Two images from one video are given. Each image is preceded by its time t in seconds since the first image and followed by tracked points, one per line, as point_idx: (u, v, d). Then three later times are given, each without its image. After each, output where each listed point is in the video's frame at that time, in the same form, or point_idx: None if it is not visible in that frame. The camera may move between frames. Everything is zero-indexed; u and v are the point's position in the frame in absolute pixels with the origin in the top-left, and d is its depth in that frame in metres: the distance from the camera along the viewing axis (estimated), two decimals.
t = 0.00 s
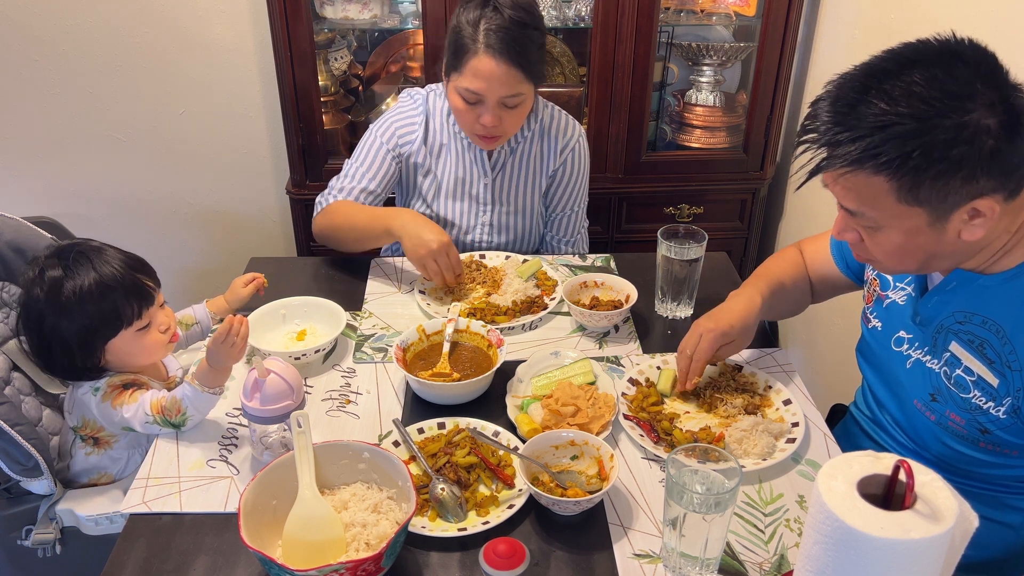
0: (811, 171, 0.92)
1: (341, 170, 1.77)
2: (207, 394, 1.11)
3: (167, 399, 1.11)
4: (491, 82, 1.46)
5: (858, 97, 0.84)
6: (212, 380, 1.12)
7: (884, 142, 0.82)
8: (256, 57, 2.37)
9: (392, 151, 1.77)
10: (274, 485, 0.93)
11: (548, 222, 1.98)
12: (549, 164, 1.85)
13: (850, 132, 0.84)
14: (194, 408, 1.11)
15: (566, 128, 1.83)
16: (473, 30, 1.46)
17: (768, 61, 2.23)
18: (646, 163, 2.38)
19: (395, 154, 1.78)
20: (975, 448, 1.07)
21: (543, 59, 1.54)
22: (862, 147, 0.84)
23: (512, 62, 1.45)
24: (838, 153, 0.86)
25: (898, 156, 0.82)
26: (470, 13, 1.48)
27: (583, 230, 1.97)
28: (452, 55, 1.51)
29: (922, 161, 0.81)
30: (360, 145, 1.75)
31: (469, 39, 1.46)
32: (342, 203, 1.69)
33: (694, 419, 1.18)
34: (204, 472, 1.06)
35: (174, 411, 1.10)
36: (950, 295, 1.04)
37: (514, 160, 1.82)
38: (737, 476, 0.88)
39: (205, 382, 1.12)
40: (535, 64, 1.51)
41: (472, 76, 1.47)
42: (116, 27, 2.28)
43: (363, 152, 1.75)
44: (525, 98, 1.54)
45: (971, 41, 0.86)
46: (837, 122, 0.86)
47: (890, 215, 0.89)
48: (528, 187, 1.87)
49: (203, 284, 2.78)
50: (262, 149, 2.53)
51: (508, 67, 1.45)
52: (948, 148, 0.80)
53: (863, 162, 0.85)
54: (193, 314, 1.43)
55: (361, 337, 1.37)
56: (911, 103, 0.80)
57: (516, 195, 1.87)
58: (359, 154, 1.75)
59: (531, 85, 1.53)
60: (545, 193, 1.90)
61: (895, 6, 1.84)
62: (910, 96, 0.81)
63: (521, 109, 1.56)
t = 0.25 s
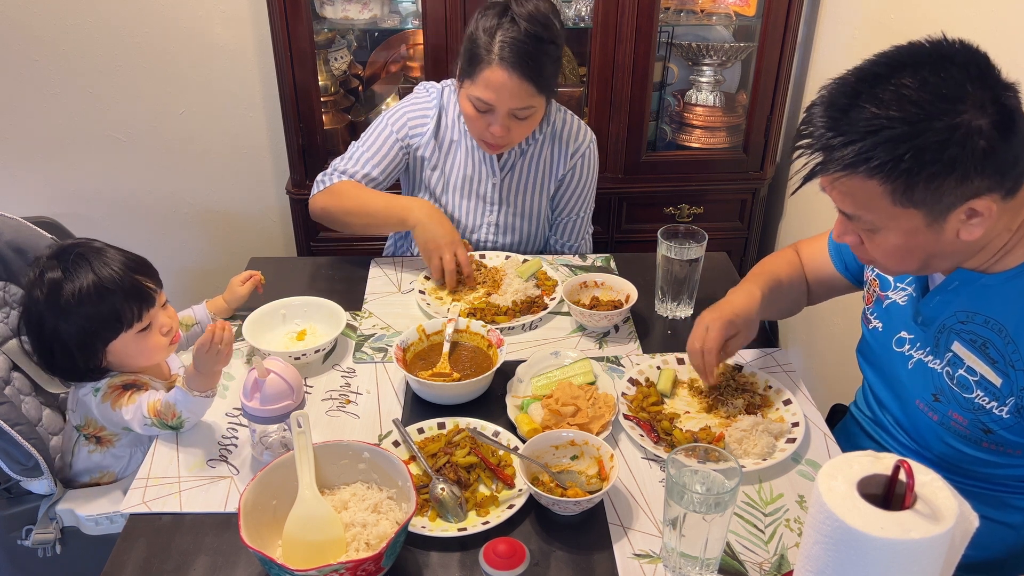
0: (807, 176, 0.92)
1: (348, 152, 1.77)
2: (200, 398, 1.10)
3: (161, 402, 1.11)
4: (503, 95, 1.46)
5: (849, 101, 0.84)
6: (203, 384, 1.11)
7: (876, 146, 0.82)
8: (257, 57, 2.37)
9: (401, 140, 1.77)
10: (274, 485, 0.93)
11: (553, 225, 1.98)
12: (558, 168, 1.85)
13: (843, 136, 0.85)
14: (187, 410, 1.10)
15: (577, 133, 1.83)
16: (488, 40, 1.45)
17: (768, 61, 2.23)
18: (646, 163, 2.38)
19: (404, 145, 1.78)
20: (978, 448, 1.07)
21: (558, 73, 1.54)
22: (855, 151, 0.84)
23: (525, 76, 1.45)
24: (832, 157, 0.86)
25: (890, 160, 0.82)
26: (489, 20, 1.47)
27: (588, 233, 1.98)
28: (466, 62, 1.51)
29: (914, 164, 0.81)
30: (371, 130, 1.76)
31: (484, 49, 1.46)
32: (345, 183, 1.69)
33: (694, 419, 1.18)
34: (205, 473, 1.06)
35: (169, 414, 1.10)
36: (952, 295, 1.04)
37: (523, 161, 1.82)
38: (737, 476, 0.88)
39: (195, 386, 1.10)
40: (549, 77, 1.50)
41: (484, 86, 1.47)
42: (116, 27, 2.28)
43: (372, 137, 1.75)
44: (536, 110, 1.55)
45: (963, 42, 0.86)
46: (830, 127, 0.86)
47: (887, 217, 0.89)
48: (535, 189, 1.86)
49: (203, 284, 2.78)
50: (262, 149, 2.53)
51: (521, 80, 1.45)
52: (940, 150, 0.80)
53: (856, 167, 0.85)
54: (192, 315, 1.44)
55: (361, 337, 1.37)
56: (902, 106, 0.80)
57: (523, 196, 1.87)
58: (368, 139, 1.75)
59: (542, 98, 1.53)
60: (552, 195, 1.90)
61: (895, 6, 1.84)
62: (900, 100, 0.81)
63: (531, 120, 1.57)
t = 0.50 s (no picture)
0: (810, 182, 0.92)
1: (355, 153, 1.75)
2: (201, 399, 1.10)
3: (162, 404, 1.11)
4: (510, 100, 1.47)
5: (849, 107, 0.84)
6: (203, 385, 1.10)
7: (877, 152, 0.82)
8: (257, 57, 2.37)
9: (409, 142, 1.76)
10: (274, 485, 0.93)
11: (556, 228, 1.98)
12: (564, 171, 1.85)
13: (843, 142, 0.85)
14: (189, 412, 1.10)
15: (583, 136, 1.83)
16: (497, 44, 1.45)
17: (768, 61, 2.23)
18: (646, 163, 2.38)
19: (412, 145, 1.77)
20: (977, 450, 1.07)
21: (567, 78, 1.53)
22: (856, 157, 0.84)
23: (532, 82, 1.45)
24: (834, 164, 0.86)
25: (892, 166, 0.82)
26: (498, 24, 1.47)
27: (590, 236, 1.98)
28: (475, 65, 1.51)
29: (916, 169, 0.81)
30: (378, 131, 1.74)
31: (492, 53, 1.46)
32: (353, 185, 1.69)
33: (694, 419, 1.18)
34: (205, 473, 1.06)
35: (171, 416, 1.10)
36: (951, 297, 1.04)
37: (529, 164, 1.82)
38: (737, 476, 0.88)
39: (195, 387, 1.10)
40: (558, 83, 1.50)
41: (491, 90, 1.47)
42: (116, 27, 2.28)
43: (379, 138, 1.74)
44: (543, 116, 1.55)
45: (959, 45, 0.86)
46: (830, 133, 0.86)
47: (887, 222, 0.88)
48: (539, 192, 1.87)
49: (203, 284, 2.78)
50: (262, 148, 2.53)
51: (529, 86, 1.45)
52: (942, 155, 0.80)
53: (857, 173, 0.85)
54: (192, 316, 1.43)
55: (361, 337, 1.37)
56: (902, 111, 0.80)
57: (527, 199, 1.87)
58: (375, 140, 1.73)
59: (550, 104, 1.52)
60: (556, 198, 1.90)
61: (895, 7, 1.84)
62: (900, 104, 0.81)
63: (537, 126, 1.57)
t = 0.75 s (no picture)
0: (818, 186, 0.91)
1: (359, 153, 1.74)
2: (208, 386, 1.12)
3: (168, 395, 1.11)
4: (517, 101, 1.46)
5: (856, 109, 0.84)
6: (212, 372, 1.14)
7: (887, 154, 0.82)
8: (257, 57, 2.37)
9: (414, 143, 1.75)
10: (274, 485, 0.93)
11: (557, 233, 1.98)
12: (567, 176, 1.85)
13: (852, 145, 0.84)
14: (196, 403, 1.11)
15: (587, 141, 1.83)
16: (504, 46, 1.46)
17: (768, 61, 2.23)
18: (646, 163, 2.38)
19: (416, 147, 1.76)
20: (976, 448, 1.07)
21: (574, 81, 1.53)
22: (866, 160, 0.83)
23: (539, 84, 1.45)
24: (842, 168, 0.85)
25: (903, 168, 0.82)
26: (506, 26, 1.48)
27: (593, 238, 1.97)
28: (481, 68, 1.51)
29: (928, 170, 0.81)
30: (382, 132, 1.73)
31: (499, 56, 1.46)
32: (358, 188, 1.68)
33: (694, 419, 1.18)
34: (204, 472, 1.06)
35: (175, 406, 1.11)
36: (950, 296, 1.04)
37: (532, 168, 1.82)
38: (737, 476, 0.88)
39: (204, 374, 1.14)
40: (565, 87, 1.50)
41: (498, 93, 1.47)
42: (116, 27, 2.28)
43: (383, 139, 1.73)
44: (549, 118, 1.55)
45: (959, 44, 0.86)
46: (837, 136, 0.86)
47: (895, 224, 0.88)
48: (542, 196, 1.87)
49: (203, 284, 2.78)
50: (262, 148, 2.53)
51: (535, 87, 1.45)
52: (953, 155, 0.80)
53: (868, 177, 0.84)
54: (191, 316, 1.43)
55: (361, 337, 1.37)
56: (910, 112, 0.80)
57: (530, 203, 1.87)
58: (380, 141, 1.73)
59: (556, 107, 1.52)
60: (558, 202, 1.90)
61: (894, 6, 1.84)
62: (908, 105, 0.80)
63: (544, 129, 1.57)
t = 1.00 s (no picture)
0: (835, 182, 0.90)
1: (360, 158, 1.74)
2: (206, 381, 1.12)
3: (164, 394, 1.11)
4: (522, 105, 1.46)
5: (867, 100, 0.84)
6: (210, 366, 1.18)
7: (905, 142, 0.81)
8: (257, 57, 2.37)
9: (416, 146, 1.75)
10: (274, 484, 0.93)
11: (558, 236, 1.98)
12: (568, 179, 1.85)
13: (868, 137, 0.84)
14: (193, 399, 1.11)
15: (588, 145, 1.83)
16: (509, 50, 1.46)
17: (768, 61, 2.23)
18: (646, 163, 2.38)
19: (419, 150, 1.76)
20: (976, 447, 1.07)
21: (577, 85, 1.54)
22: (885, 150, 0.82)
23: (544, 88, 1.45)
24: (859, 160, 0.85)
25: (925, 154, 0.81)
26: (511, 30, 1.47)
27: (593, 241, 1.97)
28: (485, 71, 1.51)
29: (949, 154, 0.81)
30: (384, 135, 1.73)
31: (504, 59, 1.46)
32: (363, 196, 1.69)
33: (694, 419, 1.18)
34: (204, 473, 1.06)
35: (173, 403, 1.11)
36: (952, 295, 1.03)
37: (534, 171, 1.82)
38: (737, 476, 0.88)
39: (203, 368, 1.18)
40: (568, 90, 1.50)
41: (502, 97, 1.47)
42: (116, 26, 2.28)
43: (386, 143, 1.72)
44: (553, 122, 1.55)
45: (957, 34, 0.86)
46: (850, 129, 0.85)
47: (916, 212, 0.87)
48: (543, 199, 1.87)
49: (203, 284, 2.78)
50: (262, 148, 2.53)
51: (540, 91, 1.45)
52: (971, 138, 0.80)
53: (889, 166, 0.83)
54: (190, 316, 1.43)
55: (361, 337, 1.37)
56: (922, 99, 0.80)
57: (531, 206, 1.87)
58: (382, 145, 1.72)
59: (560, 111, 1.53)
60: (560, 205, 1.90)
61: (895, 6, 1.84)
62: (917, 93, 0.80)
63: (548, 132, 1.57)
